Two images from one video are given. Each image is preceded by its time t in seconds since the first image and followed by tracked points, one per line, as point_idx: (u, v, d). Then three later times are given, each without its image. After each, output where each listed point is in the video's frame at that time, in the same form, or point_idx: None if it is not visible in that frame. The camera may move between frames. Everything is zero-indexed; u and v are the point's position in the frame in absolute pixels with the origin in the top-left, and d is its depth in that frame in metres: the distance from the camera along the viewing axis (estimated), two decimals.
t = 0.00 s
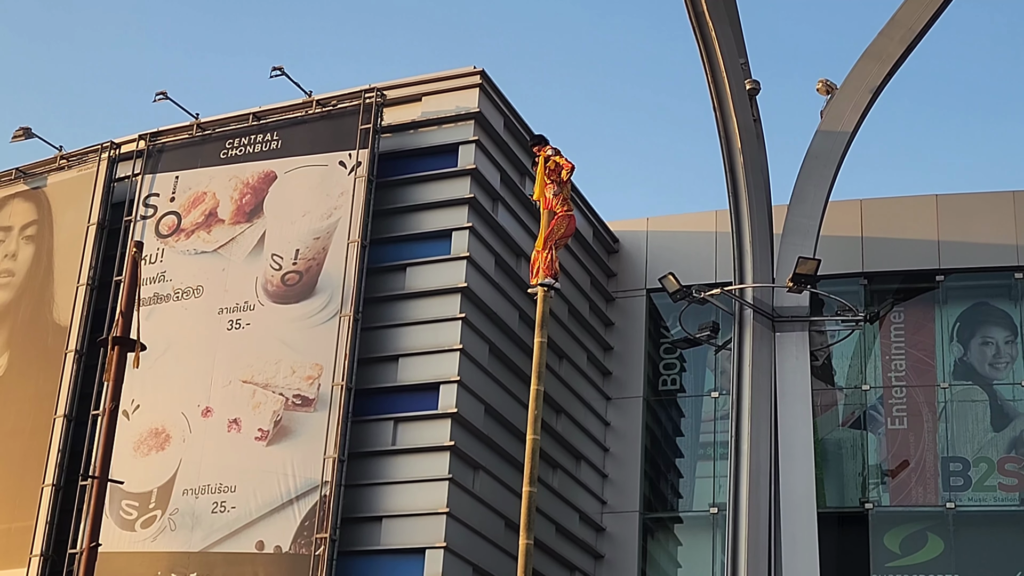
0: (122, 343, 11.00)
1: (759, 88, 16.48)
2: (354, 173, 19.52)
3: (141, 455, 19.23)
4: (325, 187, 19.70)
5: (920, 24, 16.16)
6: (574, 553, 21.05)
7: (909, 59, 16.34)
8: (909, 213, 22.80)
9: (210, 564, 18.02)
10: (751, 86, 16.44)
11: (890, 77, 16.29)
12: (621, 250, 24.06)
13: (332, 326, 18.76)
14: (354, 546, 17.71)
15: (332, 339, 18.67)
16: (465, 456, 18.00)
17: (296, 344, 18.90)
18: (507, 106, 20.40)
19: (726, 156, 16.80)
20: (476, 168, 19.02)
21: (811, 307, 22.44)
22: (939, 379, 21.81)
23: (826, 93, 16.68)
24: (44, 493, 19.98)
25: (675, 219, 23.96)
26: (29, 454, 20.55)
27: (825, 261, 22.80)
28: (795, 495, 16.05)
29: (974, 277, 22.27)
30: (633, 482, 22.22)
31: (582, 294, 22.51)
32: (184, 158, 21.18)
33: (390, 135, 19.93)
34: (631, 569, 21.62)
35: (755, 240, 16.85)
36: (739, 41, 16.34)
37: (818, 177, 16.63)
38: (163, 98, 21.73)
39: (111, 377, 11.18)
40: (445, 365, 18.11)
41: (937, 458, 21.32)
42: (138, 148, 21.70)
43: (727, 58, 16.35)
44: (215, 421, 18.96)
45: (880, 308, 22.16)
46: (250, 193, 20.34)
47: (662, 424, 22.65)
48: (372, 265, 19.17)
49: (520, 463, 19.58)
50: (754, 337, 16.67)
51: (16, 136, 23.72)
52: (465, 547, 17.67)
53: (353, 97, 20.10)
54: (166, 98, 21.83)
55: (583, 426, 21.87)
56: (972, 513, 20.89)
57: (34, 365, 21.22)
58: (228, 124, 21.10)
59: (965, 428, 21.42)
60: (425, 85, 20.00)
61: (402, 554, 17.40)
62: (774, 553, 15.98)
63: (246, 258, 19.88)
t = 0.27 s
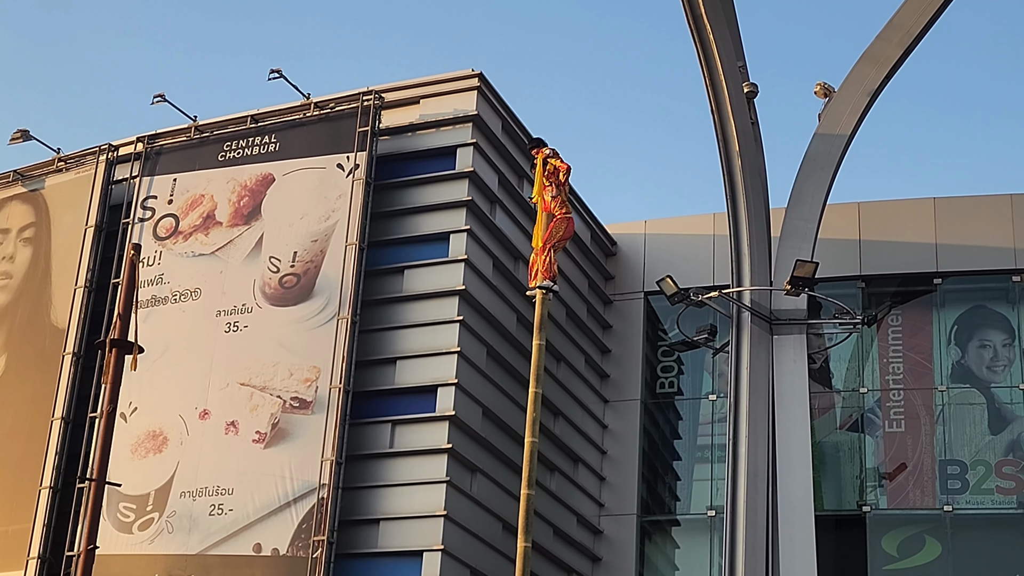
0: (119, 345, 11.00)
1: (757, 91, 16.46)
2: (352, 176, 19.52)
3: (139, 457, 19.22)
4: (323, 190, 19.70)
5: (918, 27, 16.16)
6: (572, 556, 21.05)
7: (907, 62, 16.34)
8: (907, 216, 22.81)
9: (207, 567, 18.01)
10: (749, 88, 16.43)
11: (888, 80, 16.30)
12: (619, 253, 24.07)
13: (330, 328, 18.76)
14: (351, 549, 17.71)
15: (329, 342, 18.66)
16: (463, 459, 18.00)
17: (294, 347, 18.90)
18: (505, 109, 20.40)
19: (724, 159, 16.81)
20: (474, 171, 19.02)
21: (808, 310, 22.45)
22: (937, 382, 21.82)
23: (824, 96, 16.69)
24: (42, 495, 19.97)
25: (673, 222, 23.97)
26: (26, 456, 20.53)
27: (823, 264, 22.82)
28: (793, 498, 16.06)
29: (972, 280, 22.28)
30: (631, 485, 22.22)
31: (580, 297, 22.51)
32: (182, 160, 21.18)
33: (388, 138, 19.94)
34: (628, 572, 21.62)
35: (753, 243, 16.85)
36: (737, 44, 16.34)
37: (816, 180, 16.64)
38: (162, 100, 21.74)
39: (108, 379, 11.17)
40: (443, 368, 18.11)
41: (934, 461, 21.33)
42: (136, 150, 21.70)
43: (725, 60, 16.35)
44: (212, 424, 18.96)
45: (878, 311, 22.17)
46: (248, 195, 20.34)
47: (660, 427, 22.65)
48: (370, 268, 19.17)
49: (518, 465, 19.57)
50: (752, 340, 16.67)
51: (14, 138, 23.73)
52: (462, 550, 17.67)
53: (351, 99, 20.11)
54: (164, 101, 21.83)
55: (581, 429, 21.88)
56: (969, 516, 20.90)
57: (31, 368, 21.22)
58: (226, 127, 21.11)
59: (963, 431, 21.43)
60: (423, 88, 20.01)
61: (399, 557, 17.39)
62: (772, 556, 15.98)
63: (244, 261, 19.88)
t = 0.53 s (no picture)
0: (117, 347, 10.93)
1: (754, 94, 16.44)
2: (350, 179, 19.51)
3: (136, 460, 19.21)
4: (320, 193, 19.70)
5: (916, 31, 16.16)
6: (569, 558, 21.04)
7: (904, 65, 16.34)
8: (904, 219, 22.83)
9: (204, 570, 18.00)
10: (746, 91, 16.41)
11: (886, 83, 16.31)
12: (617, 256, 24.08)
13: (327, 331, 18.76)
14: (348, 551, 17.70)
15: (327, 345, 18.66)
16: (460, 462, 17.99)
17: (291, 350, 18.89)
18: (502, 111, 20.41)
19: (721, 162, 16.81)
20: (471, 174, 19.02)
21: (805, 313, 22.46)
22: (934, 385, 21.82)
23: (822, 100, 16.69)
24: (38, 498, 19.96)
25: (670, 225, 23.98)
26: (23, 459, 20.51)
27: (821, 267, 22.82)
28: (791, 501, 16.05)
29: (969, 283, 22.30)
30: (628, 488, 22.22)
31: (578, 300, 22.51)
32: (179, 162, 21.17)
33: (385, 140, 19.94)
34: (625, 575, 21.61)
35: (750, 246, 16.86)
36: (735, 47, 16.34)
37: (813, 183, 16.64)
38: (159, 103, 21.73)
39: (105, 381, 11.10)
40: (440, 371, 18.10)
41: (931, 464, 21.33)
42: (133, 153, 21.69)
43: (723, 64, 16.35)
44: (209, 426, 18.95)
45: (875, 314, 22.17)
46: (246, 198, 20.33)
47: (657, 430, 22.66)
48: (367, 271, 19.16)
49: (515, 468, 19.57)
50: (749, 343, 16.68)
51: (11, 140, 23.71)
52: (460, 553, 17.66)
53: (348, 102, 20.11)
54: (161, 103, 21.82)
55: (578, 432, 21.87)
56: (966, 519, 20.90)
57: (28, 371, 21.20)
58: (224, 129, 21.11)
59: (960, 434, 21.43)
60: (420, 91, 20.01)
61: (396, 559, 17.38)
62: (769, 558, 15.98)
63: (241, 264, 19.87)
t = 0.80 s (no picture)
0: (115, 350, 10.87)
1: (752, 96, 16.38)
2: (347, 181, 19.51)
3: (133, 462, 19.20)
4: (318, 195, 19.69)
5: (913, 33, 16.16)
6: (566, 561, 21.04)
7: (901, 68, 16.34)
8: (901, 222, 22.83)
9: (200, 572, 17.98)
10: (744, 94, 16.37)
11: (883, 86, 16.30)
12: (614, 258, 24.09)
13: (324, 333, 18.75)
14: (345, 553, 17.69)
15: (324, 347, 18.65)
16: (457, 464, 17.99)
17: (289, 352, 18.88)
18: (500, 113, 20.41)
19: (719, 165, 16.80)
20: (468, 176, 19.02)
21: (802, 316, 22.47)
22: (931, 388, 21.84)
23: (819, 102, 16.69)
24: (35, 500, 19.94)
25: (668, 227, 23.98)
26: (20, 461, 20.49)
27: (818, 269, 22.83)
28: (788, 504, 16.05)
29: (966, 285, 22.31)
30: (626, 490, 22.22)
31: (575, 302, 22.52)
32: (176, 164, 21.17)
33: (383, 142, 19.94)
34: None
35: (747, 248, 16.86)
36: (732, 49, 16.31)
37: (811, 186, 16.65)
38: (156, 105, 21.73)
39: (102, 383, 11.05)
40: (437, 373, 18.10)
41: (928, 466, 21.34)
42: (130, 154, 21.69)
43: (720, 66, 16.33)
44: (206, 428, 18.93)
45: (873, 317, 22.18)
46: (243, 200, 20.33)
47: (654, 433, 22.67)
48: (364, 273, 19.16)
49: (512, 470, 19.57)
50: (746, 346, 16.69)
51: (8, 142, 23.69)
52: (456, 555, 17.66)
53: (346, 104, 20.11)
54: (159, 105, 21.82)
55: (575, 434, 21.86)
56: (963, 521, 20.91)
57: (25, 373, 21.18)
58: (221, 131, 21.11)
59: (957, 436, 21.45)
60: (418, 93, 20.02)
61: (393, 561, 17.38)
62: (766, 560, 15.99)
63: (238, 265, 19.87)
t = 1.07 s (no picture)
0: (112, 351, 10.88)
1: (750, 98, 16.40)
2: (345, 182, 19.51)
3: (130, 463, 19.20)
4: (315, 196, 19.69)
5: (911, 36, 16.17)
6: (563, 562, 21.04)
7: (899, 70, 16.35)
8: (899, 224, 22.85)
9: (197, 573, 17.98)
10: (742, 96, 16.38)
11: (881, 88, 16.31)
12: (611, 260, 24.09)
13: (322, 335, 18.74)
14: (342, 555, 17.68)
15: (322, 348, 18.65)
16: (454, 466, 17.99)
17: (286, 353, 18.88)
18: (498, 115, 20.41)
19: (716, 166, 16.80)
20: (466, 178, 19.02)
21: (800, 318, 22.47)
22: (928, 390, 21.85)
23: (817, 105, 16.70)
24: (32, 501, 19.93)
25: (665, 229, 23.99)
26: (17, 462, 20.48)
27: (815, 271, 22.84)
28: (786, 506, 16.06)
29: (963, 288, 22.31)
30: (623, 492, 22.21)
31: (572, 304, 22.52)
32: (174, 165, 21.16)
33: (381, 144, 19.93)
34: None
35: (745, 250, 16.87)
36: (730, 51, 16.31)
37: (808, 188, 16.65)
38: (154, 106, 21.73)
39: (100, 384, 11.06)
40: (434, 374, 18.09)
41: (926, 469, 21.35)
42: (128, 155, 21.69)
43: (718, 68, 16.33)
44: (204, 430, 18.92)
45: (870, 319, 22.19)
46: (241, 201, 20.33)
47: (652, 435, 22.66)
48: (362, 274, 19.16)
49: (509, 471, 19.56)
50: (744, 348, 16.70)
51: (6, 143, 23.68)
52: (454, 556, 17.65)
53: (344, 106, 20.11)
54: (156, 106, 21.82)
55: (573, 436, 21.87)
56: (960, 523, 20.91)
57: (22, 374, 21.16)
58: (219, 132, 21.11)
59: (954, 438, 21.46)
60: (416, 95, 20.02)
61: (390, 563, 17.37)
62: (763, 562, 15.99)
63: (236, 267, 19.86)
